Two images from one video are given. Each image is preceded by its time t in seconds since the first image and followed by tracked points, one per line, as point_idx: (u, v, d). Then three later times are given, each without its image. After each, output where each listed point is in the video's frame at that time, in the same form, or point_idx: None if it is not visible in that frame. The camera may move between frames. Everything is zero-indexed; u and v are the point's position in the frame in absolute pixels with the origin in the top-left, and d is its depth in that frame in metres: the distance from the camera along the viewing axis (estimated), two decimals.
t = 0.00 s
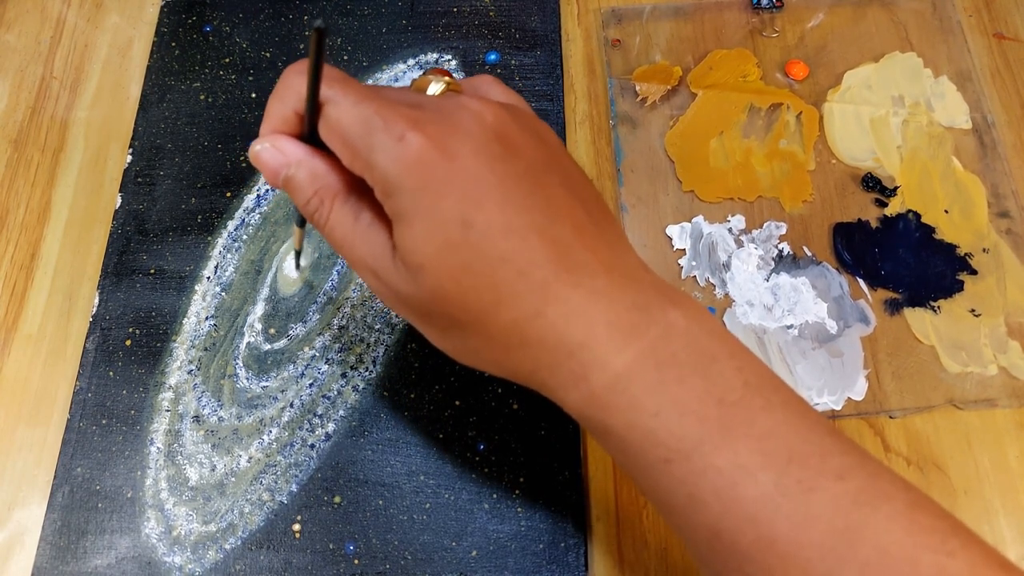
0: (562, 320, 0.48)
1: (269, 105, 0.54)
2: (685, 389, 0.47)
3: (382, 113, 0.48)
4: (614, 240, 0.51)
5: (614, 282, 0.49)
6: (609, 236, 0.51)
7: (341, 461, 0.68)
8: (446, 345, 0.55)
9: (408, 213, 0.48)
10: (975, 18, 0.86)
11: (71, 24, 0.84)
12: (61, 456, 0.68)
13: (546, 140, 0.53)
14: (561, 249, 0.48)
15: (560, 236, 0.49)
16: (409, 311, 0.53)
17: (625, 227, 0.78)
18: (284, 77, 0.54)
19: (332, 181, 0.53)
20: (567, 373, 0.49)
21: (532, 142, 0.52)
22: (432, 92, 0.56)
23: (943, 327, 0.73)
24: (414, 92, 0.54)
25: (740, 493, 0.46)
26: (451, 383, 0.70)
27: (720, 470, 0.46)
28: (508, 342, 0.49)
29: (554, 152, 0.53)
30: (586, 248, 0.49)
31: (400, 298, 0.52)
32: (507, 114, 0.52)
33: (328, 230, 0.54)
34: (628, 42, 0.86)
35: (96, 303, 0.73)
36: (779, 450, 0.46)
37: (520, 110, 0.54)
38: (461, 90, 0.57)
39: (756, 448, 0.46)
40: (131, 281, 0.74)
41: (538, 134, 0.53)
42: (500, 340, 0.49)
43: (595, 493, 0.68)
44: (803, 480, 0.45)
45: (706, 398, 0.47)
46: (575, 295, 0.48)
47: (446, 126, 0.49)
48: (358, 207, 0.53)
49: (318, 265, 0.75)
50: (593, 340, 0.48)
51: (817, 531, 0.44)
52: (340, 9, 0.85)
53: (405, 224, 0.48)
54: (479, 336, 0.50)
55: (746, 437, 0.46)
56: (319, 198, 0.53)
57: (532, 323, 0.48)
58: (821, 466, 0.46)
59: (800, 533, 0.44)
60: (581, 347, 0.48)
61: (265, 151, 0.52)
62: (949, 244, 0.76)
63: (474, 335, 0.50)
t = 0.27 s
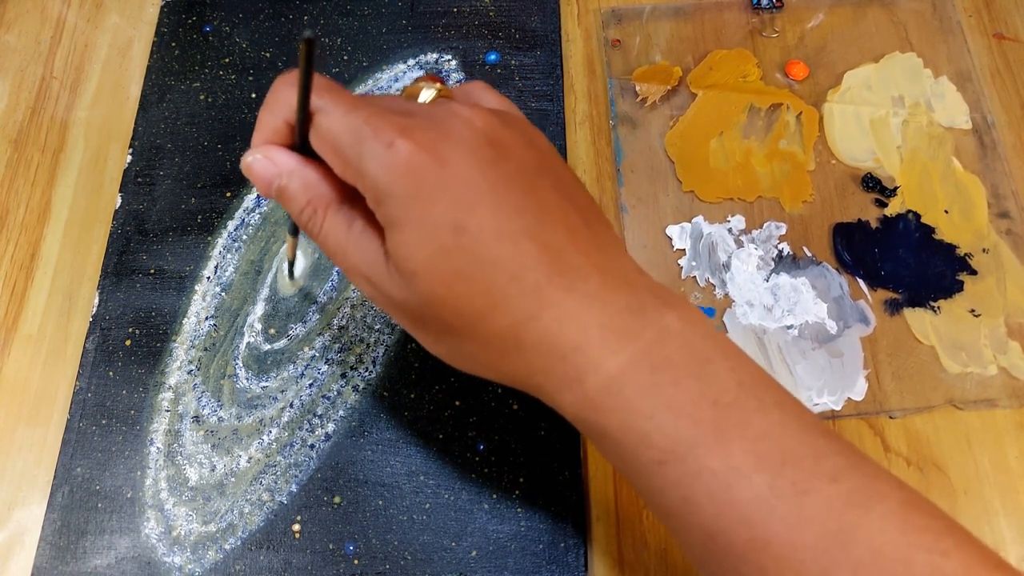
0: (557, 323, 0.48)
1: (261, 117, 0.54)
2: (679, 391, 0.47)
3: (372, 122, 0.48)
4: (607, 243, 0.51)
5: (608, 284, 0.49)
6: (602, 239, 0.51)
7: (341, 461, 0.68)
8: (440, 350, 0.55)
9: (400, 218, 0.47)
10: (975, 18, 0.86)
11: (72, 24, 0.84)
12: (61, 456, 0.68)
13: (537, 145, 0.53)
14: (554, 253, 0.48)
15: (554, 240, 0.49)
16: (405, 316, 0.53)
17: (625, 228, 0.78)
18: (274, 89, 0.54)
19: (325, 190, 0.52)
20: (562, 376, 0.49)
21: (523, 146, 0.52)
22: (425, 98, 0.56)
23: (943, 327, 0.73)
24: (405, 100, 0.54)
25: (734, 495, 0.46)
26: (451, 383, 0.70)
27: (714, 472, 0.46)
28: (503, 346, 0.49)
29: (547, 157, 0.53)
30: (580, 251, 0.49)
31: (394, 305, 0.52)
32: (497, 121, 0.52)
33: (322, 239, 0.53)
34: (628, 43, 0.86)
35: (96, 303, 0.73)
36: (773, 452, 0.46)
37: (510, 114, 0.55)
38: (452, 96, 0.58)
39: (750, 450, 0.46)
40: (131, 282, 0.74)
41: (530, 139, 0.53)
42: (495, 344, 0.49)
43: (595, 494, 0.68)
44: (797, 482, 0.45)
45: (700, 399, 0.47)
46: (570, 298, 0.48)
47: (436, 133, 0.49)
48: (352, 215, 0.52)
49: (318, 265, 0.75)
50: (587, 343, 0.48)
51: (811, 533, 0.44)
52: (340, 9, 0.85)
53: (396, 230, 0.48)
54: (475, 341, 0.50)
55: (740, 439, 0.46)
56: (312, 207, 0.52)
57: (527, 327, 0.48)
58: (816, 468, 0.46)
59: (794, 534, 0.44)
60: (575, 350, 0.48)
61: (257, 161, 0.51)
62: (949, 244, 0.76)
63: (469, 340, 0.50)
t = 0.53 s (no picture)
0: (564, 321, 0.48)
1: (268, 107, 0.54)
2: (687, 389, 0.47)
3: (383, 114, 0.48)
4: (615, 241, 0.51)
5: (615, 282, 0.49)
6: (610, 236, 0.51)
7: (341, 461, 0.68)
8: (448, 347, 0.55)
9: (409, 214, 0.48)
10: (975, 18, 0.86)
11: (71, 24, 0.84)
12: (61, 456, 0.68)
13: (546, 140, 0.53)
14: (561, 250, 0.48)
15: (562, 237, 0.49)
16: (412, 312, 0.53)
17: (625, 228, 0.78)
18: (282, 80, 0.54)
19: (332, 182, 0.52)
20: (569, 374, 0.49)
21: (532, 141, 0.52)
22: (431, 92, 0.55)
23: (943, 327, 0.73)
24: (415, 93, 0.54)
25: (743, 493, 0.46)
26: (451, 383, 0.70)
27: (722, 472, 0.46)
28: (511, 343, 0.49)
29: (555, 151, 0.53)
30: (587, 248, 0.49)
31: (401, 299, 0.53)
32: (508, 115, 0.52)
33: (329, 231, 0.54)
34: (628, 43, 0.86)
35: (96, 303, 0.73)
36: (781, 451, 0.46)
37: (520, 108, 0.55)
38: (461, 91, 0.57)
39: (758, 449, 0.46)
40: (131, 281, 0.74)
41: (540, 134, 0.53)
42: (503, 341, 0.50)
43: (595, 494, 0.68)
44: (805, 481, 0.45)
45: (708, 398, 0.47)
46: (578, 296, 0.48)
47: (447, 126, 0.49)
48: (360, 208, 0.52)
49: (318, 266, 0.75)
50: (595, 341, 0.48)
51: (819, 532, 0.44)
52: (340, 9, 0.85)
53: (406, 225, 0.48)
54: (482, 337, 0.50)
55: (748, 438, 0.46)
56: (319, 199, 0.53)
57: (534, 324, 0.48)
58: (824, 467, 0.46)
59: (802, 533, 0.44)
60: (582, 348, 0.48)
61: (265, 153, 0.52)
62: (949, 244, 0.76)
63: (477, 336, 0.51)
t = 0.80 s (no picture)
0: (565, 315, 0.48)
1: (279, 91, 0.54)
2: (687, 385, 0.47)
3: (393, 103, 0.48)
4: (617, 236, 0.51)
5: (617, 278, 0.49)
6: (612, 232, 0.51)
7: (341, 461, 0.68)
8: (449, 337, 0.55)
9: (415, 204, 0.48)
10: (974, 18, 0.86)
11: (71, 24, 0.84)
12: (61, 456, 0.68)
13: (551, 133, 0.53)
14: (564, 244, 0.48)
15: (564, 231, 0.49)
16: (415, 299, 0.53)
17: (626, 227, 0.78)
18: (296, 64, 0.54)
19: (343, 167, 0.52)
20: (568, 368, 0.49)
21: (538, 133, 0.52)
22: (443, 80, 0.56)
23: (943, 327, 0.73)
24: (424, 84, 0.53)
25: (742, 487, 0.45)
26: (451, 383, 0.70)
27: (721, 466, 0.46)
28: (513, 336, 0.50)
29: (562, 144, 0.53)
30: (590, 242, 0.49)
31: (405, 288, 0.53)
32: (516, 109, 0.52)
33: (337, 216, 0.54)
34: (628, 42, 0.86)
35: (96, 303, 0.73)
36: (780, 446, 0.46)
37: (528, 102, 0.55)
38: (471, 80, 0.57)
39: (758, 443, 0.46)
40: (131, 281, 0.74)
41: (547, 128, 0.53)
42: (504, 333, 0.50)
43: (596, 493, 0.68)
44: (804, 475, 0.45)
45: (708, 393, 0.47)
46: (579, 289, 0.48)
47: (456, 118, 0.49)
48: (367, 196, 0.53)
49: (318, 266, 0.75)
50: (595, 335, 0.48)
51: (818, 527, 0.44)
52: (340, 9, 0.85)
53: (412, 215, 0.48)
54: (483, 328, 0.50)
55: (747, 432, 0.46)
56: (329, 184, 0.53)
57: (534, 317, 0.48)
58: (823, 463, 0.46)
59: (801, 528, 0.44)
60: (583, 342, 0.48)
61: (276, 135, 0.51)
62: (949, 244, 0.76)
63: (479, 326, 0.51)
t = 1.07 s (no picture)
0: (561, 315, 0.48)
1: (276, 92, 0.54)
2: (682, 384, 0.47)
3: (393, 107, 0.48)
4: (613, 236, 0.51)
5: (614, 279, 0.49)
6: (609, 232, 0.51)
7: (341, 461, 0.68)
8: (447, 337, 0.55)
9: (413, 206, 0.48)
10: (974, 18, 0.86)
11: (72, 24, 0.84)
12: (61, 456, 0.68)
13: (550, 136, 0.53)
14: (561, 245, 0.48)
15: (561, 231, 0.49)
16: (414, 300, 0.53)
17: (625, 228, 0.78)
18: (295, 67, 0.54)
19: (342, 169, 0.52)
20: (565, 368, 0.49)
21: (537, 136, 0.52)
22: (442, 84, 0.56)
23: (943, 327, 0.73)
24: (422, 84, 0.53)
25: (736, 486, 0.45)
26: (451, 383, 0.70)
27: (716, 465, 0.46)
28: (509, 337, 0.50)
29: (559, 146, 0.53)
30: (586, 243, 0.49)
31: (404, 288, 0.53)
32: (516, 112, 0.52)
33: (337, 218, 0.54)
34: (628, 43, 0.86)
35: (96, 303, 0.73)
36: (775, 445, 0.46)
37: (527, 105, 0.54)
38: (469, 84, 0.57)
39: (752, 442, 0.46)
40: (131, 281, 0.74)
41: (547, 133, 0.53)
42: (501, 334, 0.50)
43: (596, 493, 0.68)
44: (798, 474, 0.45)
45: (702, 393, 0.47)
46: (576, 290, 0.48)
47: (455, 121, 0.49)
48: (367, 197, 0.53)
49: (318, 266, 0.75)
50: (591, 335, 0.48)
51: (812, 525, 0.44)
52: (340, 9, 0.85)
53: (410, 216, 0.48)
54: (479, 330, 0.51)
55: (741, 431, 0.46)
56: (329, 185, 0.53)
57: (531, 318, 0.48)
58: (818, 461, 0.46)
59: (795, 526, 0.44)
60: (579, 343, 0.48)
61: (275, 139, 0.51)
62: (949, 244, 0.76)
63: (476, 328, 0.51)
